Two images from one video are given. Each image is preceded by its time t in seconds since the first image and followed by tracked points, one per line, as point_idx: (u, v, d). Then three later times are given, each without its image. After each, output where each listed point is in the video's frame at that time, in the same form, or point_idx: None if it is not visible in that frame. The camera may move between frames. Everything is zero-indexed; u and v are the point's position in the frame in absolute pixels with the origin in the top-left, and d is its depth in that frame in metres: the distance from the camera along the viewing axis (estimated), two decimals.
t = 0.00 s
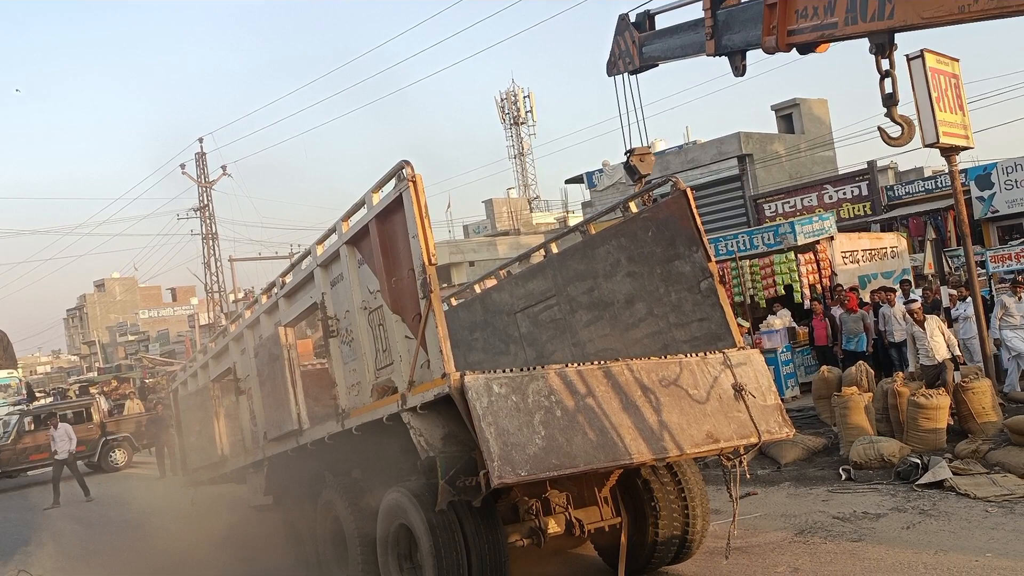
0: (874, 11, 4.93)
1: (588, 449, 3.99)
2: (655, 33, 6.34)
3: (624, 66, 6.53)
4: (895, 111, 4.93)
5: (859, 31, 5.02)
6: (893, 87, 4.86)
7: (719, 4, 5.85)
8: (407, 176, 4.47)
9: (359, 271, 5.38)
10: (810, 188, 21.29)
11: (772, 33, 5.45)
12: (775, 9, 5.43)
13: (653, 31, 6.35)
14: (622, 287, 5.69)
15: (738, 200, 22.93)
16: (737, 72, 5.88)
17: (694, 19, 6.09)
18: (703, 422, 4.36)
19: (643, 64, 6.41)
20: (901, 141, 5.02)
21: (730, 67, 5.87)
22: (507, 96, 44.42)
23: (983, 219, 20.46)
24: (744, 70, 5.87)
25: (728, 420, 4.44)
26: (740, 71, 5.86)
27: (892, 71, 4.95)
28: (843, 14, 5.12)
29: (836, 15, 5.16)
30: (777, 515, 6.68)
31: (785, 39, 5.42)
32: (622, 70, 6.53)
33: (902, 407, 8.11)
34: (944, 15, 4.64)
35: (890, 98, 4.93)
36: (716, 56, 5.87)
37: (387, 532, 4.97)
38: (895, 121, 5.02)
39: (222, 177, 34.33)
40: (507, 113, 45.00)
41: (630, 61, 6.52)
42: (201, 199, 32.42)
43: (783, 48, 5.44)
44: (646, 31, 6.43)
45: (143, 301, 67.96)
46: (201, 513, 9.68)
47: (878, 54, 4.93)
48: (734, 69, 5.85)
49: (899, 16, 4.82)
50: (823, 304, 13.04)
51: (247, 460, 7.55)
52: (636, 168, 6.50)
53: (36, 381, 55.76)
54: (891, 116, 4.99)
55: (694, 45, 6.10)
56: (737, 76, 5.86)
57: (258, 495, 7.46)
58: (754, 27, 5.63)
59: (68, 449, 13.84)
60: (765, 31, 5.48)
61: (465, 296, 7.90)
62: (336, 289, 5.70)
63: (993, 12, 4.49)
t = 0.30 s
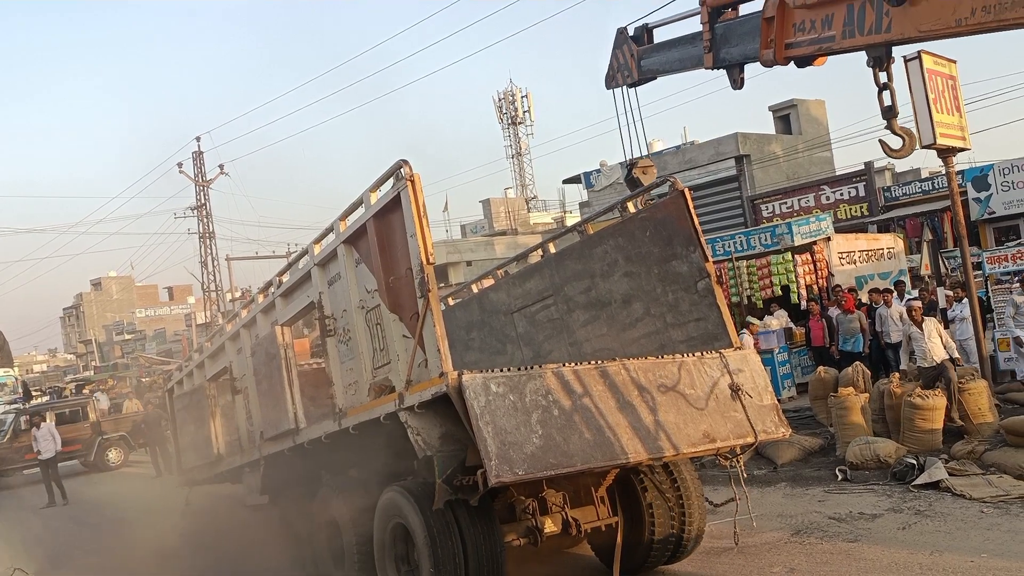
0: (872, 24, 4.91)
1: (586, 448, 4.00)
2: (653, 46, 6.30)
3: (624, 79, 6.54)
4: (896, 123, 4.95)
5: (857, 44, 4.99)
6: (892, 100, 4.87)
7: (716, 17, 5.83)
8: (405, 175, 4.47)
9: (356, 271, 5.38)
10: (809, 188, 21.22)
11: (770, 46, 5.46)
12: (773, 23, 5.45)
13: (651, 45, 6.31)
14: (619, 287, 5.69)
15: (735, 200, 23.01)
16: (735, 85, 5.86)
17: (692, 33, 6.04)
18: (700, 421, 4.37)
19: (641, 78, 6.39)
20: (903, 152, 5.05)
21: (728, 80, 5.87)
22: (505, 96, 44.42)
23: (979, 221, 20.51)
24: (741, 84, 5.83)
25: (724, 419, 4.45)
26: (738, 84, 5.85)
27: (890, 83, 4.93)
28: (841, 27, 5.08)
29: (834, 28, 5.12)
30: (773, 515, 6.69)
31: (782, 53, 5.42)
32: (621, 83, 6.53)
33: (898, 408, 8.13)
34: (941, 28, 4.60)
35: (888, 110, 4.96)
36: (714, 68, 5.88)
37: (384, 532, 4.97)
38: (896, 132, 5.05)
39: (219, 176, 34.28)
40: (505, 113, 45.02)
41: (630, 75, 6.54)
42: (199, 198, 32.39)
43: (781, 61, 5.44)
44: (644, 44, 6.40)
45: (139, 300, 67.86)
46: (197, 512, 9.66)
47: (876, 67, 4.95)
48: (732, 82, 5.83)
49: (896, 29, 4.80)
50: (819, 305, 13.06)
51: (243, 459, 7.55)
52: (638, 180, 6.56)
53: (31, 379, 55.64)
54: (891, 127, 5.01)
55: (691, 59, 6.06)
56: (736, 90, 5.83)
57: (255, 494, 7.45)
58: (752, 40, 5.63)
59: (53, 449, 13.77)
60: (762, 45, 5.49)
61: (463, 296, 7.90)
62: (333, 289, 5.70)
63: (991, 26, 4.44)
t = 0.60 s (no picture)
0: (869, 41, 4.93)
1: (584, 451, 4.00)
2: (652, 63, 6.24)
3: (623, 96, 6.47)
4: (890, 138, 4.93)
5: (854, 61, 5.00)
6: (889, 117, 4.83)
7: (715, 33, 5.75)
8: (403, 177, 4.47)
9: (355, 273, 5.38)
10: (808, 191, 21.22)
11: (768, 63, 5.45)
12: (771, 40, 5.42)
13: (649, 62, 6.27)
14: (618, 289, 5.69)
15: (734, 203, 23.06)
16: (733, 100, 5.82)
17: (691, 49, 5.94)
18: (698, 425, 4.37)
19: (641, 94, 6.34)
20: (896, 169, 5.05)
21: (727, 95, 5.83)
22: (505, 99, 44.47)
23: (978, 224, 20.52)
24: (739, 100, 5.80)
25: (723, 423, 4.45)
26: (738, 100, 5.81)
27: (888, 100, 4.93)
28: (839, 44, 5.08)
29: (831, 44, 5.12)
30: (771, 519, 6.69)
31: (781, 69, 5.42)
32: (620, 100, 6.47)
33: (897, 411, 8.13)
34: (939, 45, 4.59)
35: (885, 126, 4.93)
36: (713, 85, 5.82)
37: (382, 535, 4.97)
38: (889, 150, 5.02)
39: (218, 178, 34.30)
40: (504, 116, 45.06)
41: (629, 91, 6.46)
42: (198, 200, 32.39)
43: (780, 77, 5.44)
44: (644, 61, 6.34)
45: (138, 301, 67.82)
46: (195, 515, 9.65)
47: (873, 83, 4.99)
48: (732, 97, 5.80)
49: (893, 46, 4.81)
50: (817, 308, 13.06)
51: (242, 461, 7.54)
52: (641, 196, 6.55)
53: (30, 382, 55.60)
54: (886, 145, 4.97)
55: (690, 76, 5.96)
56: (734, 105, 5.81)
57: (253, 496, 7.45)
58: (750, 57, 5.55)
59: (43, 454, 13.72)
60: (760, 62, 5.47)
61: (462, 298, 7.90)
62: (332, 291, 5.70)
63: (987, 42, 4.47)
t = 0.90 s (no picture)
0: (818, 63, 5.03)
1: (540, 455, 4.01)
2: (608, 82, 6.26)
3: (580, 114, 6.47)
4: (837, 159, 5.05)
5: (804, 82, 5.11)
6: (837, 137, 4.91)
7: (669, 53, 5.81)
8: (359, 180, 4.43)
9: (309, 277, 5.32)
10: (761, 198, 21.84)
11: (721, 83, 5.53)
12: (724, 60, 5.51)
13: (606, 81, 6.27)
14: (575, 293, 5.73)
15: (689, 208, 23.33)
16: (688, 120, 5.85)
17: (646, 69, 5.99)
18: (652, 428, 4.41)
19: (597, 112, 6.32)
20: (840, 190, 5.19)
21: (682, 114, 5.87)
22: (462, 103, 44.45)
23: (922, 231, 21.08)
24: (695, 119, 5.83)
25: (678, 425, 4.50)
26: (692, 119, 5.83)
27: (837, 121, 5.03)
28: (789, 66, 5.18)
29: (782, 66, 5.21)
30: (724, 519, 6.78)
31: (734, 89, 5.50)
32: (577, 118, 6.46)
33: (845, 412, 8.31)
34: (885, 68, 4.70)
35: (832, 147, 5.06)
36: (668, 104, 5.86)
37: (336, 541, 4.92)
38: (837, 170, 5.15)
39: (168, 179, 33.65)
40: (462, 120, 45.02)
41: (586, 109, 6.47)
42: (148, 201, 31.76)
43: (733, 97, 5.49)
44: (600, 80, 6.33)
45: (85, 304, 66.27)
46: (143, 522, 9.43)
47: (823, 104, 5.09)
48: (686, 116, 5.83)
49: (842, 68, 4.92)
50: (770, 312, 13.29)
51: (192, 467, 7.40)
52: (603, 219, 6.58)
53: None
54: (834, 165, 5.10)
55: (645, 95, 6.02)
56: (689, 124, 5.81)
57: (203, 504, 7.32)
58: (703, 78, 5.62)
59: None
60: (714, 82, 5.55)
61: (418, 302, 7.86)
62: (286, 294, 5.63)
63: (933, 65, 4.56)
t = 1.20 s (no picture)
0: (770, 89, 5.14)
1: (496, 465, 4.00)
2: (565, 106, 6.33)
3: (537, 138, 6.52)
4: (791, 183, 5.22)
5: (756, 102, 5.21)
6: (790, 161, 5.05)
7: (625, 78, 5.94)
8: (315, 187, 4.39)
9: (263, 285, 5.25)
10: (715, 208, 22.10)
11: (676, 108, 5.63)
12: (679, 86, 5.60)
13: (564, 105, 6.33)
14: (532, 303, 5.74)
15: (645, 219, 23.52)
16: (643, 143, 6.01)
17: (603, 94, 6.08)
18: (608, 436, 4.42)
19: (555, 136, 6.42)
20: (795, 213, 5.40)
21: (638, 138, 6.02)
22: (420, 111, 44.36)
23: (871, 243, 21.58)
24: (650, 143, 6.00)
25: (633, 434, 4.52)
26: (648, 143, 6.00)
27: (788, 146, 5.15)
28: (742, 92, 5.28)
29: (735, 91, 5.32)
30: (679, 527, 6.84)
31: (689, 114, 5.61)
32: (535, 142, 6.52)
33: (797, 421, 8.45)
34: (834, 95, 4.83)
35: (786, 172, 5.22)
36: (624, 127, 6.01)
37: (289, 554, 4.83)
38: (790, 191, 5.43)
39: (117, 184, 32.91)
40: (419, 128, 44.89)
41: (544, 132, 6.50)
42: (96, 206, 31.05)
43: (688, 122, 5.60)
44: (557, 104, 6.43)
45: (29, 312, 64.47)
46: (89, 536, 9.18)
47: (775, 129, 5.20)
48: (642, 142, 6.00)
49: (793, 95, 5.02)
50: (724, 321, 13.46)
51: (140, 479, 7.22)
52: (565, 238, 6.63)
53: None
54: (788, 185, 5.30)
55: (602, 119, 6.11)
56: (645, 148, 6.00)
57: (152, 516, 7.15)
58: (658, 103, 5.73)
59: None
60: (669, 107, 5.65)
61: (374, 310, 7.80)
62: (238, 302, 5.54)
63: (880, 92, 4.68)
